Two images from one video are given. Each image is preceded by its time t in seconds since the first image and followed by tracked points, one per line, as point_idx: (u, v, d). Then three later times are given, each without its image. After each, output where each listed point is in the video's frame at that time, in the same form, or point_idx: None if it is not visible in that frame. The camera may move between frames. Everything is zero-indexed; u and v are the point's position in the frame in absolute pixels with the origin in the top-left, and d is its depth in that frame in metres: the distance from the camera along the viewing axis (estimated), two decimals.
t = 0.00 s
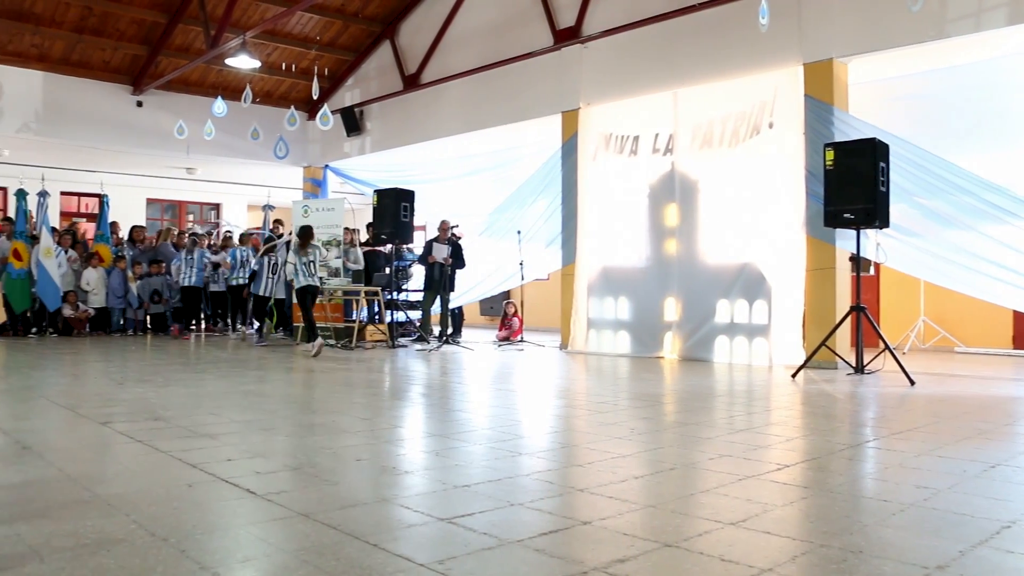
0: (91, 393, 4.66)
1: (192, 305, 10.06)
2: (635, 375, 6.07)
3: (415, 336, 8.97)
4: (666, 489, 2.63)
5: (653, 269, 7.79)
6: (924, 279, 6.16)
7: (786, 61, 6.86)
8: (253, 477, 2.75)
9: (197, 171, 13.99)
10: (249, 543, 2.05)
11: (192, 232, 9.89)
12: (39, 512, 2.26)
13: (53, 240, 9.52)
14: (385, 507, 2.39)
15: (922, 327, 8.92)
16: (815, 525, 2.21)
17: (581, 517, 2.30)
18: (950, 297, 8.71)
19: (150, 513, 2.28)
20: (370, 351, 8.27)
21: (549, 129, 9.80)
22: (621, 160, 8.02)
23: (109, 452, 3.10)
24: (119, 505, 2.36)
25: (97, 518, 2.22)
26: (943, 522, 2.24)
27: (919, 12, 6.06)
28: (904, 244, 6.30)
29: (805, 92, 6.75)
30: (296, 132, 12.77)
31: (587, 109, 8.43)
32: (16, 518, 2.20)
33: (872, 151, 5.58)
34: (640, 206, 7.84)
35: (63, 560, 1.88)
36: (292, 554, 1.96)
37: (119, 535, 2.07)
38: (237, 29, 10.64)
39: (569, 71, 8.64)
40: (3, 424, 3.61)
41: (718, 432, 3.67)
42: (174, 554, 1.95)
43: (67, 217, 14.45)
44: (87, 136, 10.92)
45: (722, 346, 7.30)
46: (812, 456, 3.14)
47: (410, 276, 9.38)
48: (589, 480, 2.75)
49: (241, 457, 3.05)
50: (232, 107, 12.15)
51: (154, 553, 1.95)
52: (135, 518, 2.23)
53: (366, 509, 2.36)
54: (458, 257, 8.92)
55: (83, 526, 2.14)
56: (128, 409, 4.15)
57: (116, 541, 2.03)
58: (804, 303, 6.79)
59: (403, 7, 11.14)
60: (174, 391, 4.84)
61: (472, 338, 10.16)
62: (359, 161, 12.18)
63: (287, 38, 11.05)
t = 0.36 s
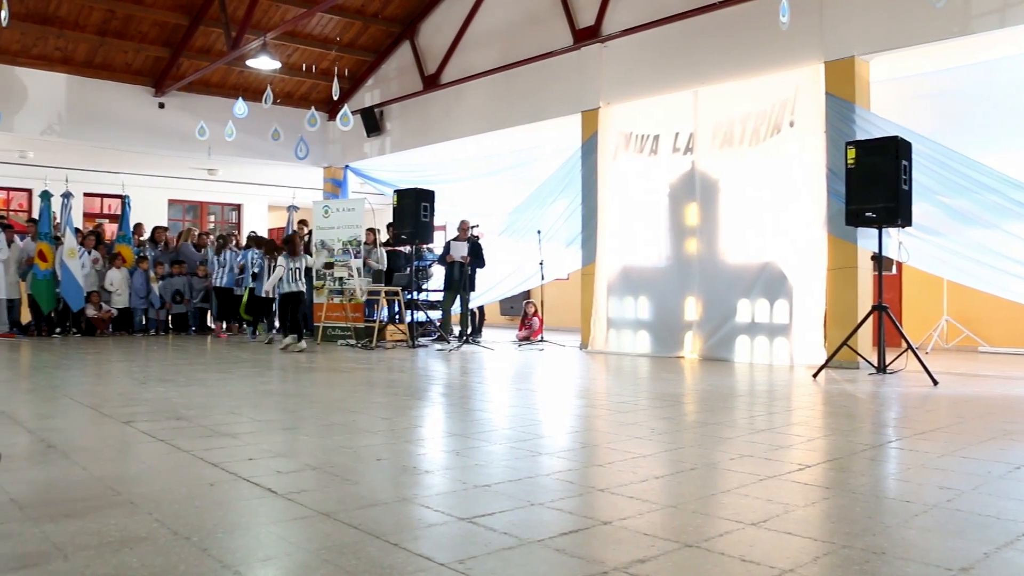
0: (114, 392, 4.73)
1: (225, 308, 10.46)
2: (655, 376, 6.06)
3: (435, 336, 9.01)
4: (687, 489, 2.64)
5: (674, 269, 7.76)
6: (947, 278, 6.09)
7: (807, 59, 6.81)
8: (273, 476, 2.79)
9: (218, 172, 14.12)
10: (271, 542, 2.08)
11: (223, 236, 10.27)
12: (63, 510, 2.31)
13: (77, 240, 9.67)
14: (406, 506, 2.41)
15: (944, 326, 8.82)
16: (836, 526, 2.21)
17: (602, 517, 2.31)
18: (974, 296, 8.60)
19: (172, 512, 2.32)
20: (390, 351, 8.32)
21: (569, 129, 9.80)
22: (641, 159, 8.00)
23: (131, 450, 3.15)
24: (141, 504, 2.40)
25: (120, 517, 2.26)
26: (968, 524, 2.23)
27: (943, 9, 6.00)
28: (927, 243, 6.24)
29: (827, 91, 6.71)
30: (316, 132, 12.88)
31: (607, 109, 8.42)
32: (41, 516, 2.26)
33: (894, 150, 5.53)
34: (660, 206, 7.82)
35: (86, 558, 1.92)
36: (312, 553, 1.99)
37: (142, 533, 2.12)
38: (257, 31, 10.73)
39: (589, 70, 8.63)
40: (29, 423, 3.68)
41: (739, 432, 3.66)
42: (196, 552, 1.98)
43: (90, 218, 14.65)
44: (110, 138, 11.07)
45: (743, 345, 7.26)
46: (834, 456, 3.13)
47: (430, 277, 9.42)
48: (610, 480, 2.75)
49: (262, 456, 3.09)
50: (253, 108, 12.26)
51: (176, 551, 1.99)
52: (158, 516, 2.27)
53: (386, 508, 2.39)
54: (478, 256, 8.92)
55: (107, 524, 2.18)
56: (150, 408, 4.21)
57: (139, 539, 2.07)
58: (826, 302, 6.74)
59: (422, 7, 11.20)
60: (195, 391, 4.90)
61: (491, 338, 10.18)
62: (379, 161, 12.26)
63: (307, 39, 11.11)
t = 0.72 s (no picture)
0: (137, 392, 4.80)
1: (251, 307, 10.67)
2: (676, 375, 6.03)
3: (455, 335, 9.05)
4: (708, 489, 2.64)
5: (695, 268, 7.73)
6: (971, 277, 6.02)
7: (829, 56, 6.77)
8: (295, 475, 2.82)
9: (240, 172, 14.25)
10: (293, 541, 2.11)
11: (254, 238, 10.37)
12: (88, 508, 2.36)
13: (101, 240, 9.84)
14: (426, 506, 2.44)
15: (968, 326, 8.71)
16: (859, 528, 2.20)
17: (622, 517, 2.32)
18: (999, 295, 8.49)
19: (194, 511, 2.36)
20: (410, 350, 8.36)
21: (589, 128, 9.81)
22: (662, 158, 7.98)
23: (153, 449, 3.20)
24: (165, 502, 2.44)
25: (143, 515, 2.30)
26: (993, 526, 2.21)
27: (968, 5, 5.93)
28: (950, 242, 6.18)
29: (849, 89, 6.66)
30: (337, 132, 12.98)
31: (628, 108, 8.40)
32: (67, 513, 2.31)
33: (917, 148, 5.48)
34: (681, 205, 7.80)
35: (111, 555, 1.96)
36: (334, 552, 2.01)
37: (165, 531, 2.15)
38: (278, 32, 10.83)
39: (609, 69, 8.62)
40: (54, 422, 3.75)
41: (760, 432, 3.64)
42: (219, 551, 2.02)
43: (113, 219, 14.84)
44: (134, 139, 11.21)
45: (765, 344, 7.23)
46: (856, 457, 3.11)
47: (451, 276, 9.45)
48: (630, 480, 2.76)
49: (283, 456, 3.13)
50: (274, 108, 12.38)
51: (199, 549, 2.02)
52: (181, 515, 2.31)
53: (407, 507, 2.41)
54: (497, 256, 8.88)
55: (131, 523, 2.22)
56: (173, 407, 4.27)
57: (162, 537, 2.11)
58: (848, 302, 6.69)
59: (443, 8, 11.25)
60: (218, 390, 4.96)
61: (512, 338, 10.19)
62: (400, 162, 12.32)
63: (327, 40, 11.18)
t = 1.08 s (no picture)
0: (156, 392, 4.87)
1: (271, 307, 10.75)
2: (692, 375, 6.03)
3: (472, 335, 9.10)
4: (726, 489, 2.64)
5: (712, 268, 7.71)
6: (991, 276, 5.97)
7: (847, 55, 6.73)
8: (313, 476, 2.86)
9: (257, 173, 14.37)
10: (310, 541, 2.14)
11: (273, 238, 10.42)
12: (108, 507, 2.41)
13: (119, 242, 9.90)
14: (443, 506, 2.46)
15: (989, 325, 8.63)
16: (877, 528, 2.19)
17: (640, 517, 2.33)
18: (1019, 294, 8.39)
19: (212, 511, 2.40)
20: (426, 350, 8.41)
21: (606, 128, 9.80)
22: (678, 158, 7.96)
23: (172, 450, 3.25)
24: (183, 502, 2.49)
25: (162, 515, 2.34)
26: (1012, 527, 2.20)
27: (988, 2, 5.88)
28: (970, 241, 6.12)
29: (866, 87, 6.61)
30: (353, 133, 13.06)
31: (644, 108, 8.38)
32: (87, 513, 2.35)
33: (935, 146, 5.44)
34: (698, 205, 7.78)
35: (130, 555, 2.00)
36: (351, 553, 2.04)
37: (184, 531, 2.19)
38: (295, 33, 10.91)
39: (625, 68, 8.61)
40: (75, 423, 3.81)
41: (778, 432, 3.64)
42: (237, 551, 2.05)
43: (132, 220, 15.03)
44: (153, 141, 11.35)
45: (782, 344, 7.19)
46: (875, 457, 3.10)
47: (467, 277, 9.48)
48: (648, 480, 2.77)
49: (301, 456, 3.17)
50: (291, 110, 12.48)
51: (217, 550, 2.06)
52: (199, 515, 2.35)
53: (424, 507, 2.44)
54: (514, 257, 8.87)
55: (151, 523, 2.26)
56: (191, 408, 4.33)
57: (181, 537, 2.15)
58: (867, 302, 6.65)
59: (459, 8, 11.29)
60: (236, 391, 5.02)
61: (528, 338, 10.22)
62: (416, 163, 12.38)
63: (343, 40, 11.26)
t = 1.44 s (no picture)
0: (160, 392, 4.88)
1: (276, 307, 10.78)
2: (695, 376, 6.02)
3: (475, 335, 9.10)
4: (729, 489, 2.65)
5: (716, 269, 7.71)
6: (996, 276, 5.97)
7: (851, 55, 6.72)
8: (317, 476, 2.87)
9: (261, 173, 14.39)
10: (314, 540, 2.15)
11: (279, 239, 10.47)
12: (111, 507, 2.42)
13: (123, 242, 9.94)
14: (446, 506, 2.47)
15: (993, 326, 8.62)
16: (880, 529, 2.20)
17: (643, 517, 2.34)
18: None
19: (215, 511, 2.41)
20: (431, 350, 8.42)
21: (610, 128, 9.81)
22: (682, 158, 7.96)
23: (176, 450, 3.26)
24: (186, 502, 2.50)
25: (166, 515, 2.35)
26: (1015, 527, 2.20)
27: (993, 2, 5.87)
28: (974, 241, 6.12)
29: (871, 88, 6.61)
30: (357, 133, 13.08)
31: (648, 108, 8.38)
32: (91, 513, 2.36)
33: (940, 146, 5.43)
34: (702, 205, 7.78)
35: (133, 555, 2.01)
36: (354, 553, 2.05)
37: (187, 531, 2.20)
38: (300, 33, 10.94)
39: (629, 68, 8.61)
40: (78, 423, 3.82)
41: (781, 433, 3.64)
42: (241, 551, 2.06)
43: (136, 220, 15.06)
44: (157, 141, 11.37)
45: (786, 345, 7.19)
46: (878, 458, 3.10)
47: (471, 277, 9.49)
48: (651, 480, 2.78)
49: (305, 456, 3.18)
50: (295, 110, 12.50)
51: (221, 549, 2.07)
52: (202, 515, 2.36)
53: (428, 507, 2.45)
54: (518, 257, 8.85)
55: (154, 523, 2.27)
56: (195, 408, 4.34)
57: (184, 537, 2.16)
58: (871, 303, 6.64)
59: (463, 8, 11.31)
60: (239, 391, 5.03)
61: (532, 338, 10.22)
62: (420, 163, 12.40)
63: (348, 41, 11.27)
